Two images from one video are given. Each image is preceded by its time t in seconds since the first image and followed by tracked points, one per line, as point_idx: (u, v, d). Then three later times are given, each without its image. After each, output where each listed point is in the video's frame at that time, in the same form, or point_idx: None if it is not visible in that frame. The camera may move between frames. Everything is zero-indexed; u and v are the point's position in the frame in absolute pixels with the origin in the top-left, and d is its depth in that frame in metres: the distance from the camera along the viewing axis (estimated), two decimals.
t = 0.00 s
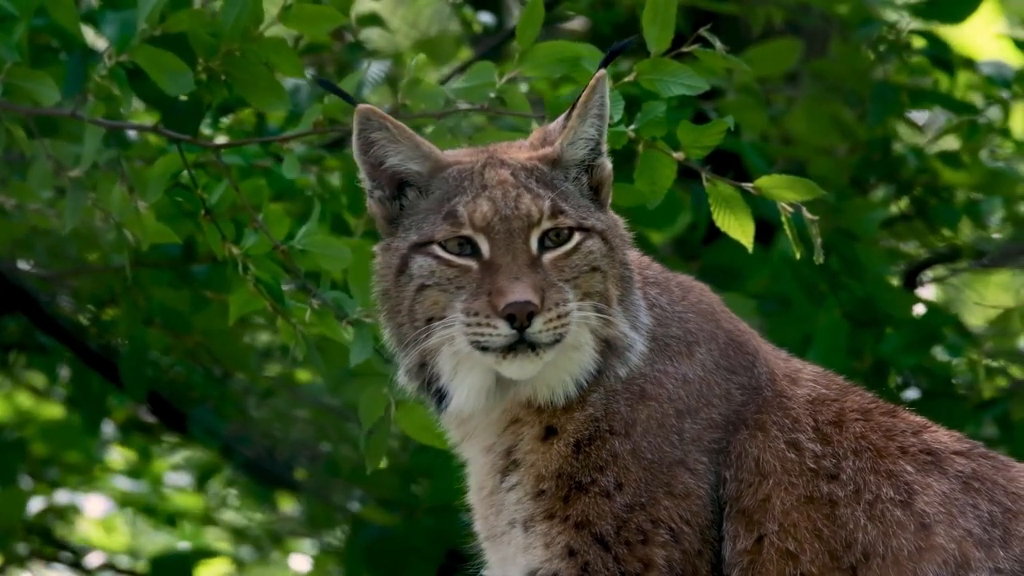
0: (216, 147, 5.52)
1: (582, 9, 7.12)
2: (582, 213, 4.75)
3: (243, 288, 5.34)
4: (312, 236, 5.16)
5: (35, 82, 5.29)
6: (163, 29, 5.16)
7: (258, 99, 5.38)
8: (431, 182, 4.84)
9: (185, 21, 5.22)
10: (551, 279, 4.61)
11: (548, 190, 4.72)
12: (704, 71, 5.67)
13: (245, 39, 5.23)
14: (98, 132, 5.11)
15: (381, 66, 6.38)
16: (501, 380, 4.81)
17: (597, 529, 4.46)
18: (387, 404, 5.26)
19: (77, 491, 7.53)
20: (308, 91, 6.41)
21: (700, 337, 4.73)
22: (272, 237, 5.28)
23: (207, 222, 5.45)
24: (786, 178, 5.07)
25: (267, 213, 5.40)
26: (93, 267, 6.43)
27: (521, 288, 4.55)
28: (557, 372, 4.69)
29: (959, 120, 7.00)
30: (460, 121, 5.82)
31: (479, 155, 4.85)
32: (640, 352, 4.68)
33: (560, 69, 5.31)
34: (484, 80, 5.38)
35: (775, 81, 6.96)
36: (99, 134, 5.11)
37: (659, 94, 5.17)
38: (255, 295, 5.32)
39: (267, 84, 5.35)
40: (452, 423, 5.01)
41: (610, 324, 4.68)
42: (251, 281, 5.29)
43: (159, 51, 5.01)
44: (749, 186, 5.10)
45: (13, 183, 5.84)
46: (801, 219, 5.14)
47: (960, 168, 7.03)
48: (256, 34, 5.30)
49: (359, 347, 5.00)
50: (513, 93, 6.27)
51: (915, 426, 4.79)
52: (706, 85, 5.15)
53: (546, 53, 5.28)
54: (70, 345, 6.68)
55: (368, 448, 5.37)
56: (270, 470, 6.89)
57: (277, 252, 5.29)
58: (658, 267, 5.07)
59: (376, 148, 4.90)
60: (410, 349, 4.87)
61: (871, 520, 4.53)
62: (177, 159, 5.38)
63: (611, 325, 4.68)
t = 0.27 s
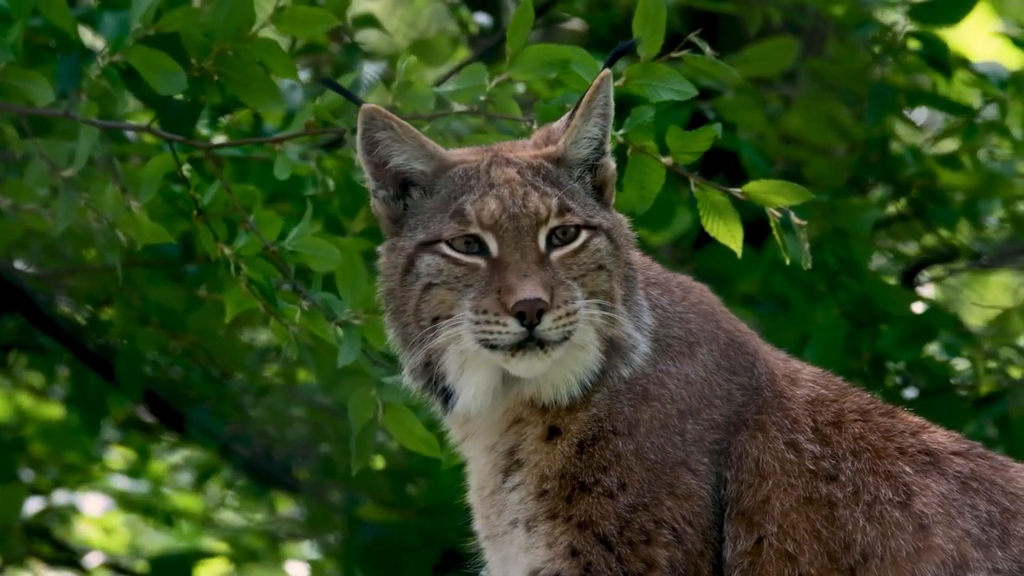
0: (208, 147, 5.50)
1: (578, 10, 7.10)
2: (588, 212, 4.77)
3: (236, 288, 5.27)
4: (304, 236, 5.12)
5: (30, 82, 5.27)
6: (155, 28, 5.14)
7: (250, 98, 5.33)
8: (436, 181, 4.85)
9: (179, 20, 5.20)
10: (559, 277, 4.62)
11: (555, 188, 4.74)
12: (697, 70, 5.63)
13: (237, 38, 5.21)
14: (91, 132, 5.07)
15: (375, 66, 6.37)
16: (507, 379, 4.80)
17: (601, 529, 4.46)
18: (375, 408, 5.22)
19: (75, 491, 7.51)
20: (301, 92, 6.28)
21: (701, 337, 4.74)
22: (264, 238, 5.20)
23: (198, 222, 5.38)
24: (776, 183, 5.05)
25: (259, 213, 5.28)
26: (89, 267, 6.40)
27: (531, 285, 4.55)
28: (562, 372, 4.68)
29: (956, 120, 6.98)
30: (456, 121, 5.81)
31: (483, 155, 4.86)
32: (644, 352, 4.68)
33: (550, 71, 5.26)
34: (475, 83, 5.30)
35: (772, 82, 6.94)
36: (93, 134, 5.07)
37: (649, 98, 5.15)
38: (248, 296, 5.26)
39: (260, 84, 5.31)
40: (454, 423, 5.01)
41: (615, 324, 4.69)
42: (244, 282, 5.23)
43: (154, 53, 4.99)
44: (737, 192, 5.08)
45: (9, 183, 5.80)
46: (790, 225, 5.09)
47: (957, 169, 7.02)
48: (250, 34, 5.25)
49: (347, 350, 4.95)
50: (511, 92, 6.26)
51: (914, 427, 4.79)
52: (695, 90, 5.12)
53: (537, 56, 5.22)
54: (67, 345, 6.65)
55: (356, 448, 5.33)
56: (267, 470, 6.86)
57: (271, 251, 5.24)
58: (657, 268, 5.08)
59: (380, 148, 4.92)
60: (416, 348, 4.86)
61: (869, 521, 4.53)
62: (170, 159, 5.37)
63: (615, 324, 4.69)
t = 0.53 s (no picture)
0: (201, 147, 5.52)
1: (576, 10, 7.08)
2: (591, 211, 4.77)
3: (231, 285, 5.23)
4: (294, 237, 5.04)
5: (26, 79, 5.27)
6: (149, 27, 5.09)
7: (243, 97, 5.38)
8: (439, 181, 4.87)
9: (172, 21, 5.11)
10: (563, 275, 4.62)
11: (558, 187, 4.74)
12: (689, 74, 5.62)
13: (230, 38, 5.20)
14: (85, 129, 5.08)
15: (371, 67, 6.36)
16: (510, 378, 4.80)
17: (603, 529, 4.45)
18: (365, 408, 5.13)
19: (73, 491, 7.49)
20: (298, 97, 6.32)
21: (702, 338, 4.75)
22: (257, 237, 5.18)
23: (192, 221, 5.45)
24: (761, 193, 5.08)
25: (251, 212, 5.23)
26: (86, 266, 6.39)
27: (535, 283, 4.54)
28: (564, 371, 4.68)
29: (954, 121, 6.97)
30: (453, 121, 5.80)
31: (486, 154, 4.86)
32: (647, 352, 4.68)
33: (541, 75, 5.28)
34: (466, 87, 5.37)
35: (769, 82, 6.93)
36: (86, 132, 5.07)
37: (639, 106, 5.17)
38: (243, 294, 5.23)
39: (253, 82, 5.36)
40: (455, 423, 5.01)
41: (617, 324, 4.69)
42: (238, 280, 5.17)
43: (148, 51, 4.98)
44: (722, 200, 5.11)
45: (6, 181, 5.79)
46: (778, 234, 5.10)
47: (954, 169, 7.01)
48: (243, 33, 5.24)
49: (337, 352, 4.86)
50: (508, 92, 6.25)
51: (914, 427, 4.79)
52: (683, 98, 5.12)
53: (528, 61, 5.22)
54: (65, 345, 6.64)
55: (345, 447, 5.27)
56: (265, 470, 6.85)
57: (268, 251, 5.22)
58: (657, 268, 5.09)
59: (382, 147, 4.92)
60: (419, 348, 4.86)
61: (869, 522, 4.53)
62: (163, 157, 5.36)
63: (618, 324, 4.68)
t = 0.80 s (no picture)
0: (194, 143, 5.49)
1: (574, 10, 7.07)
2: (592, 210, 4.77)
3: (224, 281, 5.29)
4: (288, 235, 5.09)
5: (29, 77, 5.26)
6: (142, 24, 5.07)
7: (237, 96, 5.36)
8: (440, 181, 4.88)
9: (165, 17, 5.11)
10: (564, 274, 4.62)
11: (560, 186, 4.74)
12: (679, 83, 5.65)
13: (224, 37, 5.21)
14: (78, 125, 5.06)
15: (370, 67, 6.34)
16: (511, 378, 4.80)
17: (603, 529, 4.45)
18: (358, 407, 5.10)
19: (73, 491, 7.49)
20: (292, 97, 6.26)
21: (703, 338, 4.75)
22: (249, 234, 5.24)
23: (186, 217, 5.51)
24: (747, 206, 5.08)
25: (245, 208, 5.24)
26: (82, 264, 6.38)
27: (537, 282, 4.54)
28: (565, 371, 4.68)
29: (952, 121, 6.95)
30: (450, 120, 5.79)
31: (486, 154, 4.86)
32: (648, 352, 4.68)
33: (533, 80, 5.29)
34: (457, 89, 5.40)
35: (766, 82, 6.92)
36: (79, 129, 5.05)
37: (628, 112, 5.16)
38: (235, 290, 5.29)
39: (247, 80, 5.34)
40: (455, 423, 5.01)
41: (618, 323, 4.68)
42: (232, 275, 5.23)
43: (142, 48, 4.95)
44: (710, 211, 5.11)
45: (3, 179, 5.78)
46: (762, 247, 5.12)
47: (953, 170, 7.00)
48: (236, 32, 5.25)
49: (330, 350, 4.84)
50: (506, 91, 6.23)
51: (914, 428, 4.79)
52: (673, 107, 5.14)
53: (521, 64, 5.25)
54: (63, 344, 6.61)
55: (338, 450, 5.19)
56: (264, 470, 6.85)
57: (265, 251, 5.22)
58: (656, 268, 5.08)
59: (383, 147, 4.92)
60: (420, 348, 4.86)
61: (869, 523, 4.53)
62: (157, 154, 5.34)
63: (618, 324, 4.68)
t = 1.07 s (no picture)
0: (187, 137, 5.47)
1: (572, 9, 7.06)
2: (592, 209, 4.77)
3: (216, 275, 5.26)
4: (282, 230, 5.05)
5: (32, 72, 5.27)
6: (137, 18, 5.06)
7: (232, 88, 5.40)
8: (440, 180, 4.87)
9: (159, 11, 5.11)
10: (565, 273, 4.61)
11: (561, 186, 4.74)
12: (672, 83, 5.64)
13: (218, 30, 5.26)
14: (72, 119, 5.05)
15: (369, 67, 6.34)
16: (511, 378, 4.79)
17: (603, 529, 4.44)
18: (352, 403, 5.09)
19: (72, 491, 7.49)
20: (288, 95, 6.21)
21: (703, 338, 4.74)
22: (242, 230, 5.19)
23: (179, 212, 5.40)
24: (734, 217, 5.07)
25: (239, 203, 5.21)
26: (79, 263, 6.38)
27: (538, 281, 4.53)
28: (565, 371, 4.68)
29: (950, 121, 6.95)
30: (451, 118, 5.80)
31: (488, 153, 4.86)
32: (648, 351, 4.67)
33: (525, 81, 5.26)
34: (450, 87, 5.40)
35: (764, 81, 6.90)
36: (73, 122, 5.03)
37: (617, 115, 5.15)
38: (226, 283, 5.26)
39: (240, 72, 5.37)
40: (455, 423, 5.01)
41: (618, 323, 4.68)
42: (223, 270, 5.22)
43: (134, 41, 4.94)
44: (696, 219, 5.11)
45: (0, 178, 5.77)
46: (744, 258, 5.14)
47: (951, 170, 7.00)
48: (230, 26, 5.32)
49: (324, 345, 4.85)
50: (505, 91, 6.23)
51: (914, 428, 4.78)
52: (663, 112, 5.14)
53: (514, 65, 5.22)
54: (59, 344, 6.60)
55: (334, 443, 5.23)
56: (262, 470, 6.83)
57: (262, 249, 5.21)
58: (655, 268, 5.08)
59: (383, 146, 4.91)
60: (421, 347, 4.85)
61: (870, 522, 4.52)
62: (152, 149, 5.33)
63: (619, 324, 4.68)
